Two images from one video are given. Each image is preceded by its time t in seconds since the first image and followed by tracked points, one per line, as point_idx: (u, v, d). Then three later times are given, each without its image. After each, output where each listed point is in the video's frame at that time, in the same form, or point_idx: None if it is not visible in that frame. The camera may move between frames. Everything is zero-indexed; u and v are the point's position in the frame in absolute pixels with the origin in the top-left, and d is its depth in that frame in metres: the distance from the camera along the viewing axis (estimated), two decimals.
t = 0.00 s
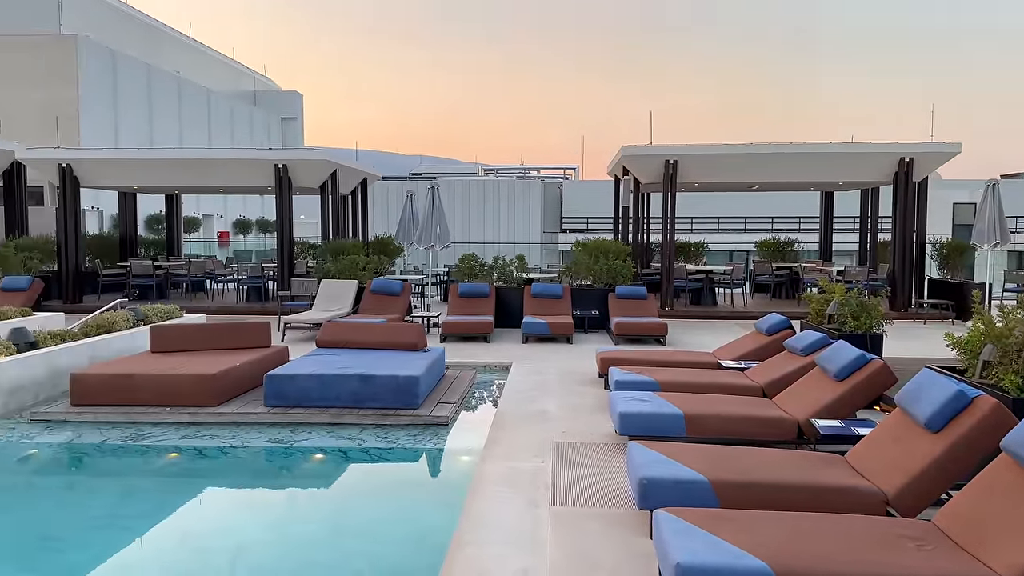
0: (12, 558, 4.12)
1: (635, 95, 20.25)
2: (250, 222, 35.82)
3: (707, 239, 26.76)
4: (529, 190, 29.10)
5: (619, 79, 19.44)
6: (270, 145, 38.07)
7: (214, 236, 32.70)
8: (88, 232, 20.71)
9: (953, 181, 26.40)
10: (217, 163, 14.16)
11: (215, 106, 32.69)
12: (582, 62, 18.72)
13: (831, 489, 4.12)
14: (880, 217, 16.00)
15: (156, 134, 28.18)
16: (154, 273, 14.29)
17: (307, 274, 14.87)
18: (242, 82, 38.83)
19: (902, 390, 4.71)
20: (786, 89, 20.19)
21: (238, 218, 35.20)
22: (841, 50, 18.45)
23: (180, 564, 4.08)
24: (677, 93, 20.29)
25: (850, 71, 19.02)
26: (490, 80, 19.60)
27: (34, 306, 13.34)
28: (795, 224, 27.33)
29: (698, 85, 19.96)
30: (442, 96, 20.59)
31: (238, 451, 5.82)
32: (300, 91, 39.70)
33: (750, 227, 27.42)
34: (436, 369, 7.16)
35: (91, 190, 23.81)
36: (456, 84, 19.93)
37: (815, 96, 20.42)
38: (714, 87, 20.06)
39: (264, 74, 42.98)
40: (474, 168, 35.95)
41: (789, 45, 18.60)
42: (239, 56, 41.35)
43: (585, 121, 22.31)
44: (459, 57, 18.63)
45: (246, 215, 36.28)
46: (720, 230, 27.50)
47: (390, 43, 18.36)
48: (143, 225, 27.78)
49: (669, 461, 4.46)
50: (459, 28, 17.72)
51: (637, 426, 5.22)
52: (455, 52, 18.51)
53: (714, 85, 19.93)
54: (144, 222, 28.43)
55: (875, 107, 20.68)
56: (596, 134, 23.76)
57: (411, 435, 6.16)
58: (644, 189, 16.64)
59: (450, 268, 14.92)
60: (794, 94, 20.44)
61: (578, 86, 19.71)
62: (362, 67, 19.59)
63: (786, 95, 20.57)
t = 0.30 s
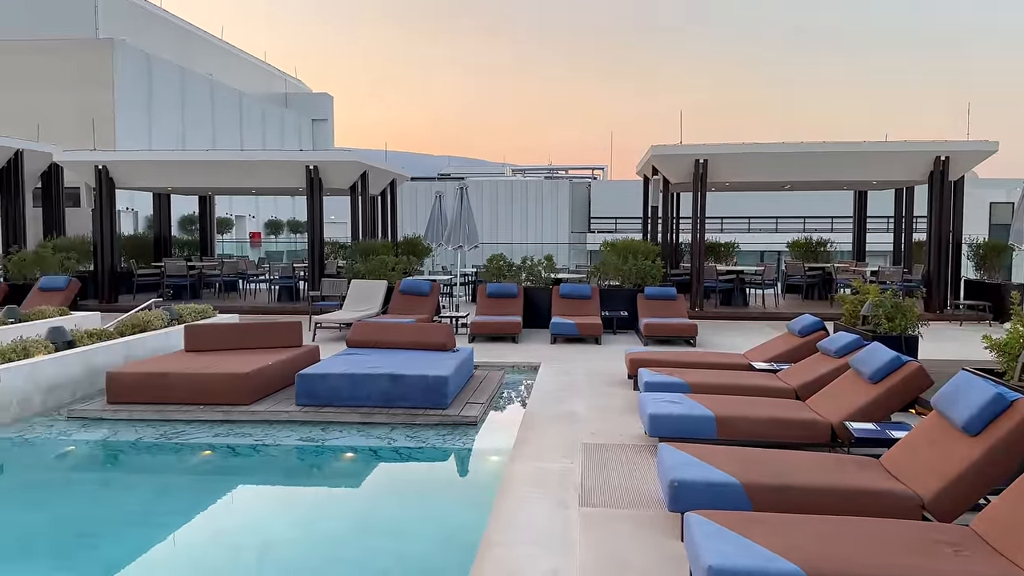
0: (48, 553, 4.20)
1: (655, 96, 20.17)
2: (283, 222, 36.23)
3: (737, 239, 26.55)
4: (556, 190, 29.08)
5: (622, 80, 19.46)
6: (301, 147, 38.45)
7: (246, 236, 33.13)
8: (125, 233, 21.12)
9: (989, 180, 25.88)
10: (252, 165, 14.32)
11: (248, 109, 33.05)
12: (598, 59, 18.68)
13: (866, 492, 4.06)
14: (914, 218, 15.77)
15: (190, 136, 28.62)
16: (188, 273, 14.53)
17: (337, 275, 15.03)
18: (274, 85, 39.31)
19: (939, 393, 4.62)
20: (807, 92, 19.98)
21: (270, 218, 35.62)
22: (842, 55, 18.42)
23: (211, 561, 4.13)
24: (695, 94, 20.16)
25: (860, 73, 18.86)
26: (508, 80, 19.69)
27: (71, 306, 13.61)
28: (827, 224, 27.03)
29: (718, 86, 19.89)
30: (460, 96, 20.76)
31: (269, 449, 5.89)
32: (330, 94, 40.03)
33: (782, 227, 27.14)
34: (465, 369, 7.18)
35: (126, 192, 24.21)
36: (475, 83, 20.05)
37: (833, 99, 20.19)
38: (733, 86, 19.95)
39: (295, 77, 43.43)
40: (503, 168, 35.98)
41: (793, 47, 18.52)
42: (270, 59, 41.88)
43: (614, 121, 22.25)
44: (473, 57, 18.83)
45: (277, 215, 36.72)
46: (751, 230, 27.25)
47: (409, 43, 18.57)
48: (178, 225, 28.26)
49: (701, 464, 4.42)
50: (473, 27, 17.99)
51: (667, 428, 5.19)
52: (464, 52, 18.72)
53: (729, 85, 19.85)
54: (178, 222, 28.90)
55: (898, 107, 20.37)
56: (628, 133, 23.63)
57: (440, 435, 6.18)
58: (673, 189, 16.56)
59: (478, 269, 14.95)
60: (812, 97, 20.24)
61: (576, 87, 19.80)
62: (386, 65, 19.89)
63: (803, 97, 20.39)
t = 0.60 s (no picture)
0: (86, 547, 4.29)
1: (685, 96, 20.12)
2: (313, 224, 36.59)
3: (771, 239, 26.26)
4: (586, 189, 29.08)
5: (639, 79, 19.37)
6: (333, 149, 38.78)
7: (278, 237, 33.53)
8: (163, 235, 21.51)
9: None
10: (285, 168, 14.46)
11: (279, 111, 33.42)
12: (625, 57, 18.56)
13: (905, 497, 3.99)
14: (952, 218, 15.50)
15: (223, 139, 28.99)
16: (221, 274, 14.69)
17: (368, 275, 15.17)
18: (305, 87, 39.85)
19: (978, 395, 4.52)
20: (838, 92, 19.75)
21: (301, 219, 36.02)
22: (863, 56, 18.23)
23: (243, 558, 4.18)
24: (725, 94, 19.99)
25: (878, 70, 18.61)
26: (536, 78, 19.79)
27: (109, 306, 13.86)
28: (862, 224, 26.68)
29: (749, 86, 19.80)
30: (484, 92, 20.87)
31: (302, 447, 5.95)
32: (360, 96, 40.37)
33: (816, 227, 26.81)
34: (494, 370, 7.20)
35: (162, 193, 24.60)
36: (503, 79, 20.09)
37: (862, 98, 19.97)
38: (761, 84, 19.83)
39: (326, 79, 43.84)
40: (532, 169, 35.98)
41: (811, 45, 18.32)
42: (302, 62, 42.37)
43: (647, 122, 22.14)
44: (492, 58, 19.30)
45: (309, 216, 37.08)
46: (784, 230, 26.95)
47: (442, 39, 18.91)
48: (212, 226, 28.71)
49: (734, 466, 4.39)
50: (495, 25, 18.26)
51: (699, 430, 5.16)
52: (484, 49, 18.99)
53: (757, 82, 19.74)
54: (212, 224, 29.33)
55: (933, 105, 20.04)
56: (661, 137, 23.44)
57: (469, 435, 6.20)
58: (704, 189, 16.46)
59: (507, 270, 14.94)
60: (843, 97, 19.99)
61: (586, 86, 20.01)
62: (413, 57, 20.07)
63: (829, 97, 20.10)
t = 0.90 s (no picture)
0: (125, 544, 4.36)
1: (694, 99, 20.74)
2: (345, 224, 36.97)
3: (804, 239, 26.03)
4: (616, 188, 29.12)
5: (636, 78, 20.02)
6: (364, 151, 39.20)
7: (310, 237, 33.98)
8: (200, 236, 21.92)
9: None
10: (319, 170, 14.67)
11: (313, 113, 33.90)
12: (634, 57, 19.27)
13: (945, 502, 3.91)
14: (992, 217, 15.26)
15: (258, 141, 29.41)
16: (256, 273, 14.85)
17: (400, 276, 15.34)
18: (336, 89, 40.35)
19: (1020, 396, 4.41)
20: (846, 92, 20.03)
21: (332, 220, 36.44)
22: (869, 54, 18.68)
23: (278, 556, 4.22)
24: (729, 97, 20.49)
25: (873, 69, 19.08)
26: (541, 78, 20.49)
27: (146, 305, 14.14)
28: (897, 224, 26.35)
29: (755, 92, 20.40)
30: (500, 90, 21.49)
31: (335, 446, 6.01)
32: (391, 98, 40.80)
33: (850, 227, 26.50)
34: (525, 370, 7.20)
35: (198, 195, 25.08)
36: (516, 79, 20.74)
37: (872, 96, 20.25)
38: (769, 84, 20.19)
39: (357, 81, 44.27)
40: (561, 170, 35.99)
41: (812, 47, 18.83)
42: (334, 65, 42.93)
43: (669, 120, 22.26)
44: (522, 59, 19.94)
45: (340, 217, 37.48)
46: (818, 230, 26.67)
47: (477, 36, 19.47)
48: (246, 227, 29.22)
49: (769, 469, 4.34)
50: (522, 24, 18.88)
51: (732, 433, 5.12)
52: (504, 50, 19.72)
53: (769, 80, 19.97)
54: (246, 225, 29.84)
55: (940, 101, 20.40)
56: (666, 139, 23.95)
57: (500, 435, 6.21)
58: (736, 188, 16.42)
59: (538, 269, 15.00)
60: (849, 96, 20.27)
61: (608, 83, 20.39)
62: (431, 58, 20.86)
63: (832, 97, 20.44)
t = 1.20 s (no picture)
0: (163, 540, 4.44)
1: (696, 99, 20.69)
2: (377, 225, 37.21)
3: (841, 239, 25.57)
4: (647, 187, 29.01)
5: (630, 80, 20.16)
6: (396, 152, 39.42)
7: (343, 238, 34.33)
8: (235, 236, 22.22)
9: None
10: (349, 171, 14.77)
11: (346, 115, 34.17)
12: (639, 58, 19.27)
13: (987, 506, 3.83)
14: None
15: (291, 142, 29.64)
16: (290, 274, 15.05)
17: (431, 277, 15.36)
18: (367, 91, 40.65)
19: None
20: (854, 93, 19.91)
21: (365, 221, 36.72)
22: (868, 54, 18.41)
23: (312, 553, 4.27)
24: (730, 94, 20.31)
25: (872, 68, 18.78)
26: (550, 77, 20.57)
27: (183, 305, 14.37)
28: (936, 224, 25.81)
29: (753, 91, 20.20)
30: (508, 89, 21.61)
31: (367, 445, 6.06)
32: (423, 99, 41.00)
33: (888, 227, 26.02)
34: (556, 371, 7.19)
35: (234, 196, 25.46)
36: (520, 79, 20.94)
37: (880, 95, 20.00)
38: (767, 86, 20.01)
39: (390, 82, 44.56)
40: (592, 169, 35.79)
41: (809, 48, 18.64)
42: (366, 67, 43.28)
43: (683, 119, 22.18)
44: (538, 59, 19.93)
45: (373, 218, 37.76)
46: (855, 230, 26.22)
47: (498, 38, 19.56)
48: (280, 228, 29.62)
49: (805, 471, 4.29)
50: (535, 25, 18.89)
51: (767, 434, 5.07)
52: (522, 51, 19.78)
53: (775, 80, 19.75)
54: (280, 226, 30.23)
55: (951, 100, 20.10)
56: (656, 137, 24.05)
57: (532, 435, 6.22)
58: (771, 188, 16.20)
59: (569, 270, 14.97)
60: (849, 96, 20.01)
61: (618, 82, 20.38)
62: (450, 58, 21.10)
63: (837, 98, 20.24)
